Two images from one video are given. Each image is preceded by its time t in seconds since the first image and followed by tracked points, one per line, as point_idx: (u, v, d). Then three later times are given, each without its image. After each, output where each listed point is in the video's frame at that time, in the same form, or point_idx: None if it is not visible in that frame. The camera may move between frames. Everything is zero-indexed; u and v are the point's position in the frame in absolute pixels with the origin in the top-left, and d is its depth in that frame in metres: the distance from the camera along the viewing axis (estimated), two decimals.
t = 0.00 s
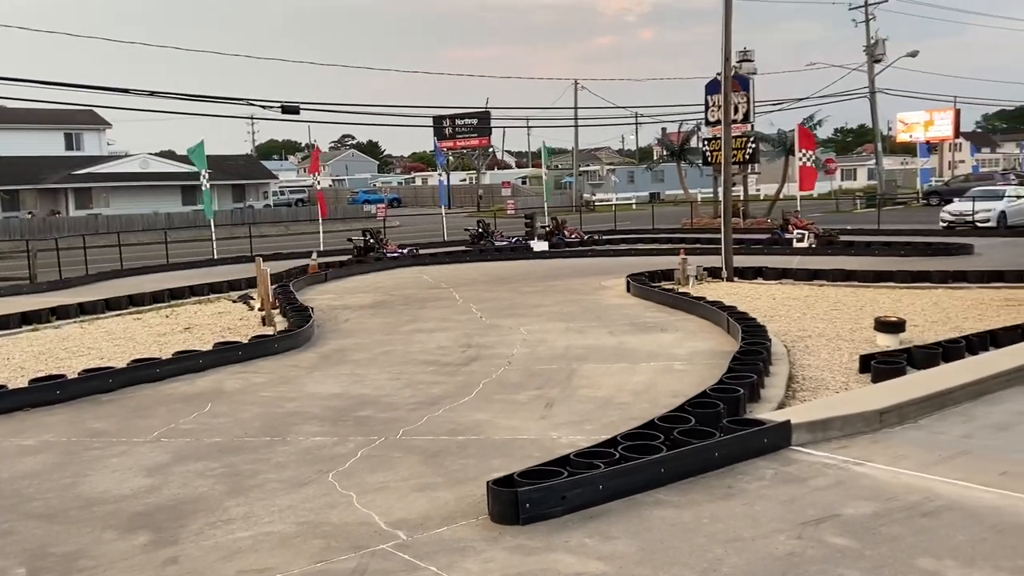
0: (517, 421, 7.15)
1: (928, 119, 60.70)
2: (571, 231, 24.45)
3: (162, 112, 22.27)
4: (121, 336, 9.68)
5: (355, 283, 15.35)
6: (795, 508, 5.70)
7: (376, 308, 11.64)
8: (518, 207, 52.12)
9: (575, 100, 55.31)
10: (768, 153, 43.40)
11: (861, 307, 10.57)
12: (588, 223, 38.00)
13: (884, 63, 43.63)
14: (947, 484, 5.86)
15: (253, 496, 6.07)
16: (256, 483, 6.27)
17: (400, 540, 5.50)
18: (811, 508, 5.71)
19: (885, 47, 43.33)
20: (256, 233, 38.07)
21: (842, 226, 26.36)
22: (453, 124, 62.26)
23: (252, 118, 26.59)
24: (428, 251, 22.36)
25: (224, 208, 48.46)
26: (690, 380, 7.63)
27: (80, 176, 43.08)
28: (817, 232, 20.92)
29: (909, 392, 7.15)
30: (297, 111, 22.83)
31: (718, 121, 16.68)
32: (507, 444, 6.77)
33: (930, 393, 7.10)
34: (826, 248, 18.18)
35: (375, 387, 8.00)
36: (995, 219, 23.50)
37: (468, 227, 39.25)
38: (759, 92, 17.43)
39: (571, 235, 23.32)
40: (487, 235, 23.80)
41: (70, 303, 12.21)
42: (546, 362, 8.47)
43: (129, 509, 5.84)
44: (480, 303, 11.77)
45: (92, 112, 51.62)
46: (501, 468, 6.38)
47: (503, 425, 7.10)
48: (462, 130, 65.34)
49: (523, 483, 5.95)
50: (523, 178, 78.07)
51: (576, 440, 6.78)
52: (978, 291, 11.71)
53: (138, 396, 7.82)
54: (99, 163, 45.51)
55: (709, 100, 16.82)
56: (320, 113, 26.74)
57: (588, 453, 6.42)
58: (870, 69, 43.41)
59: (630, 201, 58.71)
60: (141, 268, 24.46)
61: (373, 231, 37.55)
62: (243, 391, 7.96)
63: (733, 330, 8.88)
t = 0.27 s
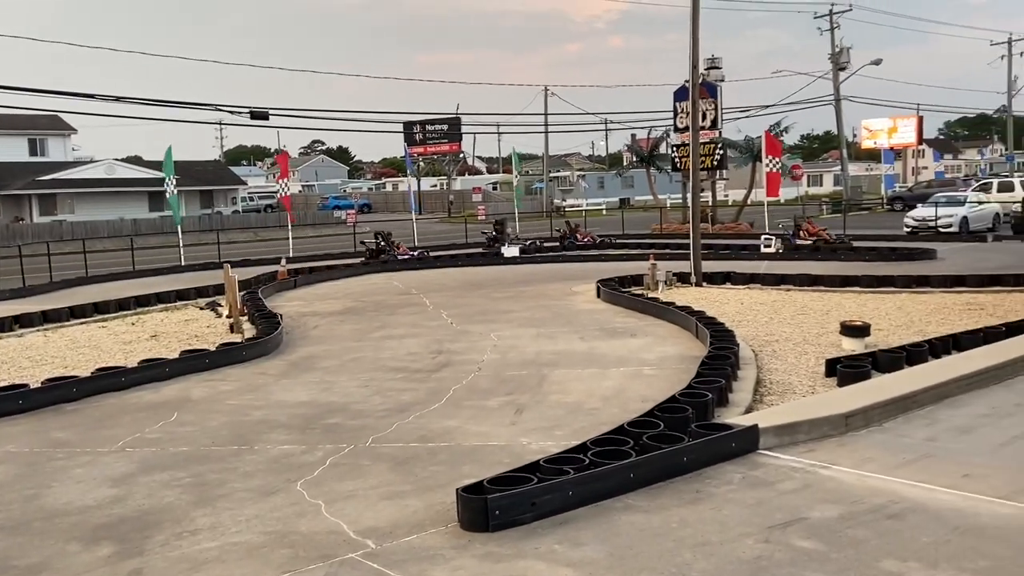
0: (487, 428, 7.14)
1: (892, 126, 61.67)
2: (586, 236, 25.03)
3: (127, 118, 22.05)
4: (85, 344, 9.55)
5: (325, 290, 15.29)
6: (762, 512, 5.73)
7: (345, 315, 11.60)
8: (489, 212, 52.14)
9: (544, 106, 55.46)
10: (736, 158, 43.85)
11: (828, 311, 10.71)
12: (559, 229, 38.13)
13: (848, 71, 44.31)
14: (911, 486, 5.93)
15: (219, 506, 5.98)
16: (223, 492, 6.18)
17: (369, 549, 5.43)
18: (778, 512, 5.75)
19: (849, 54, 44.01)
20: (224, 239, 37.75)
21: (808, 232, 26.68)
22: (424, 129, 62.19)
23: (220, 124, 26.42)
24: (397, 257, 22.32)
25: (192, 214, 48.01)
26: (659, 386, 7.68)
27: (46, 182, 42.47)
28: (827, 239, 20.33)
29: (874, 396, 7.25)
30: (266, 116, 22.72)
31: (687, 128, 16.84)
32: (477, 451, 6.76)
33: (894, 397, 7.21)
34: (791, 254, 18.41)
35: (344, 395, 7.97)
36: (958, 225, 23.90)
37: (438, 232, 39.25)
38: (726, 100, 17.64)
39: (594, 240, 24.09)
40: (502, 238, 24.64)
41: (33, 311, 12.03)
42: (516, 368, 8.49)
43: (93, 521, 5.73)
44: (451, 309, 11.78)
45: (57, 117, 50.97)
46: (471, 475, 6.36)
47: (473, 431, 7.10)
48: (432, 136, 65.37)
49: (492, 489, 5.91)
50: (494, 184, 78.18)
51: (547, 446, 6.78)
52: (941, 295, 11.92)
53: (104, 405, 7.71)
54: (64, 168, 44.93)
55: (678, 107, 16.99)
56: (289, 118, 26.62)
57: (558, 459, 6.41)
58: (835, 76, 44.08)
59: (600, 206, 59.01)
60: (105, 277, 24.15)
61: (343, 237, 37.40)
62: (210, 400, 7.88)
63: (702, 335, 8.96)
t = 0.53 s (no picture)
0: (458, 434, 7.12)
1: (859, 132, 62.53)
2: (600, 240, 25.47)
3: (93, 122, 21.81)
4: (49, 352, 9.40)
5: (295, 296, 15.20)
6: (730, 517, 5.74)
7: (315, 322, 11.53)
8: (461, 217, 52.10)
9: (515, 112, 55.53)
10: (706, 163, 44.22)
11: (796, 316, 10.82)
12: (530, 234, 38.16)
13: (816, 78, 44.90)
14: (877, 489, 5.98)
15: (185, 517, 5.88)
16: (189, 503, 6.08)
17: (337, 559, 5.33)
18: (746, 516, 5.76)
19: (816, 62, 44.60)
20: (193, 245, 37.39)
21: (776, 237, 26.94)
22: (396, 135, 62.03)
23: (188, 129, 26.21)
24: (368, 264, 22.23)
25: (160, 220, 47.52)
26: (629, 391, 7.70)
27: (10, 188, 41.84)
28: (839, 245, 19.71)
29: (840, 400, 7.32)
30: (234, 121, 22.55)
31: (657, 134, 16.94)
32: (447, 458, 6.72)
33: (860, 401, 7.29)
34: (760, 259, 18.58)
35: (313, 403, 7.92)
36: (922, 230, 24.25)
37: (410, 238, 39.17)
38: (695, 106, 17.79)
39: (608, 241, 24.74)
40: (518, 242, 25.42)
41: None
42: (487, 375, 8.49)
43: (55, 533, 5.62)
44: (422, 316, 11.76)
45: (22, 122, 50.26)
46: (441, 482, 6.32)
47: (443, 438, 7.06)
48: (404, 142, 65.26)
49: (462, 497, 5.84)
50: (466, 190, 78.18)
51: (517, 453, 6.76)
52: (907, 299, 12.10)
53: (67, 415, 7.59)
54: (29, 174, 44.35)
55: (648, 113, 17.10)
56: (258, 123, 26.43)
57: (528, 466, 6.37)
58: (803, 83, 44.62)
59: (573, 212, 59.23)
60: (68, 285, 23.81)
61: (314, 242, 37.19)
62: (177, 409, 7.80)
63: (672, 341, 9.01)
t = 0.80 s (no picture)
0: (429, 442, 7.08)
1: (827, 139, 63.30)
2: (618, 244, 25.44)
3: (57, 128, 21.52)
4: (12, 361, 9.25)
5: (265, 303, 15.08)
6: (701, 521, 5.71)
7: (286, 329, 11.45)
8: (434, 223, 52.02)
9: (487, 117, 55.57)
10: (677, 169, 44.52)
11: (766, 321, 10.90)
12: (503, 240, 38.16)
13: (785, 85, 45.40)
14: (846, 493, 6.01)
15: (150, 528, 5.75)
16: (155, 514, 5.96)
17: (306, 568, 5.22)
18: (717, 521, 5.74)
19: (785, 69, 45.11)
20: (161, 252, 36.99)
21: (747, 243, 27.18)
22: (368, 140, 61.83)
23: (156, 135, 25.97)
24: (339, 271, 22.11)
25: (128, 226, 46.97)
26: (601, 398, 7.71)
27: None
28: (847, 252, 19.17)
29: (809, 404, 7.38)
30: (202, 127, 22.37)
31: (629, 140, 17.02)
32: (418, 465, 6.68)
33: (829, 405, 7.34)
34: (730, 265, 18.71)
35: (283, 412, 7.86)
36: (889, 235, 24.56)
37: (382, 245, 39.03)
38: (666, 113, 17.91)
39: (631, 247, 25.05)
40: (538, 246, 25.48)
41: None
42: (459, 382, 8.48)
43: (16, 546, 5.48)
44: (393, 323, 11.72)
45: None
46: (412, 490, 6.25)
47: (414, 446, 7.02)
48: (376, 147, 65.09)
49: (433, 505, 5.73)
50: (439, 196, 78.10)
51: (488, 459, 6.72)
52: (875, 304, 12.24)
53: (31, 425, 7.46)
54: None
55: (619, 120, 17.18)
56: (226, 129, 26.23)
57: (500, 473, 6.29)
58: (772, 91, 45.10)
59: (545, 218, 59.35)
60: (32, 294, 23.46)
61: (284, 249, 36.93)
62: (144, 418, 7.71)
63: (644, 346, 9.05)
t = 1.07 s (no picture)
0: (402, 449, 7.04)
1: (798, 146, 64.00)
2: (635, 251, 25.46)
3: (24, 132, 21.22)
4: None
5: (237, 310, 14.97)
6: (673, 526, 5.70)
7: (258, 336, 11.36)
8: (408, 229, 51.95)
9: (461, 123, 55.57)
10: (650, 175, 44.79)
11: (738, 326, 10.98)
12: (477, 246, 38.15)
13: (756, 92, 45.86)
14: (817, 497, 6.04)
15: (118, 538, 5.64)
16: (123, 523, 5.85)
17: None
18: (689, 525, 5.74)
19: (755, 76, 45.58)
20: (131, 258, 36.57)
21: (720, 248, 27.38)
22: (342, 146, 61.61)
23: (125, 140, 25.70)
24: (311, 277, 21.97)
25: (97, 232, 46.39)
26: (574, 403, 7.73)
27: None
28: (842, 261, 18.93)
29: (781, 409, 7.44)
30: (173, 132, 22.17)
31: (602, 146, 17.10)
32: (391, 472, 6.64)
33: (800, 409, 7.41)
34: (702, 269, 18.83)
35: (255, 419, 7.79)
36: (859, 241, 24.85)
37: (356, 250, 38.86)
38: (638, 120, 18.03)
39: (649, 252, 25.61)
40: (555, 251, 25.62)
41: None
42: (432, 389, 8.46)
43: None
44: (367, 329, 11.68)
45: None
46: (385, 497, 6.20)
47: (387, 453, 6.98)
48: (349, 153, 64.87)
49: (405, 512, 5.64)
50: (413, 201, 77.97)
51: (462, 466, 6.69)
52: (844, 309, 12.39)
53: None
54: None
55: (593, 126, 17.26)
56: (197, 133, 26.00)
57: (473, 479, 6.22)
58: (743, 97, 45.54)
59: (519, 223, 59.46)
60: None
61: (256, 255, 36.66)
62: (113, 427, 7.60)
63: (617, 352, 9.09)
